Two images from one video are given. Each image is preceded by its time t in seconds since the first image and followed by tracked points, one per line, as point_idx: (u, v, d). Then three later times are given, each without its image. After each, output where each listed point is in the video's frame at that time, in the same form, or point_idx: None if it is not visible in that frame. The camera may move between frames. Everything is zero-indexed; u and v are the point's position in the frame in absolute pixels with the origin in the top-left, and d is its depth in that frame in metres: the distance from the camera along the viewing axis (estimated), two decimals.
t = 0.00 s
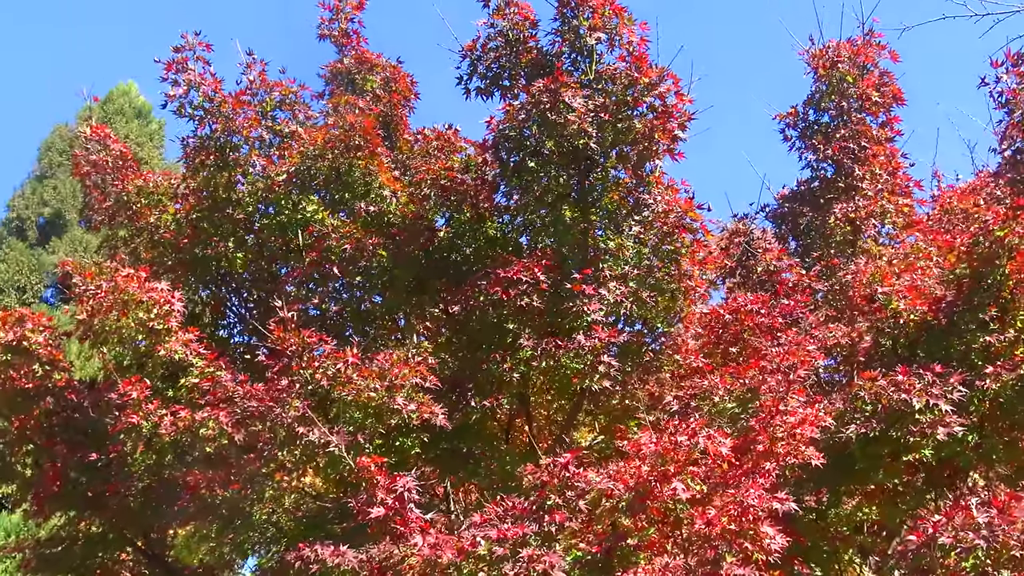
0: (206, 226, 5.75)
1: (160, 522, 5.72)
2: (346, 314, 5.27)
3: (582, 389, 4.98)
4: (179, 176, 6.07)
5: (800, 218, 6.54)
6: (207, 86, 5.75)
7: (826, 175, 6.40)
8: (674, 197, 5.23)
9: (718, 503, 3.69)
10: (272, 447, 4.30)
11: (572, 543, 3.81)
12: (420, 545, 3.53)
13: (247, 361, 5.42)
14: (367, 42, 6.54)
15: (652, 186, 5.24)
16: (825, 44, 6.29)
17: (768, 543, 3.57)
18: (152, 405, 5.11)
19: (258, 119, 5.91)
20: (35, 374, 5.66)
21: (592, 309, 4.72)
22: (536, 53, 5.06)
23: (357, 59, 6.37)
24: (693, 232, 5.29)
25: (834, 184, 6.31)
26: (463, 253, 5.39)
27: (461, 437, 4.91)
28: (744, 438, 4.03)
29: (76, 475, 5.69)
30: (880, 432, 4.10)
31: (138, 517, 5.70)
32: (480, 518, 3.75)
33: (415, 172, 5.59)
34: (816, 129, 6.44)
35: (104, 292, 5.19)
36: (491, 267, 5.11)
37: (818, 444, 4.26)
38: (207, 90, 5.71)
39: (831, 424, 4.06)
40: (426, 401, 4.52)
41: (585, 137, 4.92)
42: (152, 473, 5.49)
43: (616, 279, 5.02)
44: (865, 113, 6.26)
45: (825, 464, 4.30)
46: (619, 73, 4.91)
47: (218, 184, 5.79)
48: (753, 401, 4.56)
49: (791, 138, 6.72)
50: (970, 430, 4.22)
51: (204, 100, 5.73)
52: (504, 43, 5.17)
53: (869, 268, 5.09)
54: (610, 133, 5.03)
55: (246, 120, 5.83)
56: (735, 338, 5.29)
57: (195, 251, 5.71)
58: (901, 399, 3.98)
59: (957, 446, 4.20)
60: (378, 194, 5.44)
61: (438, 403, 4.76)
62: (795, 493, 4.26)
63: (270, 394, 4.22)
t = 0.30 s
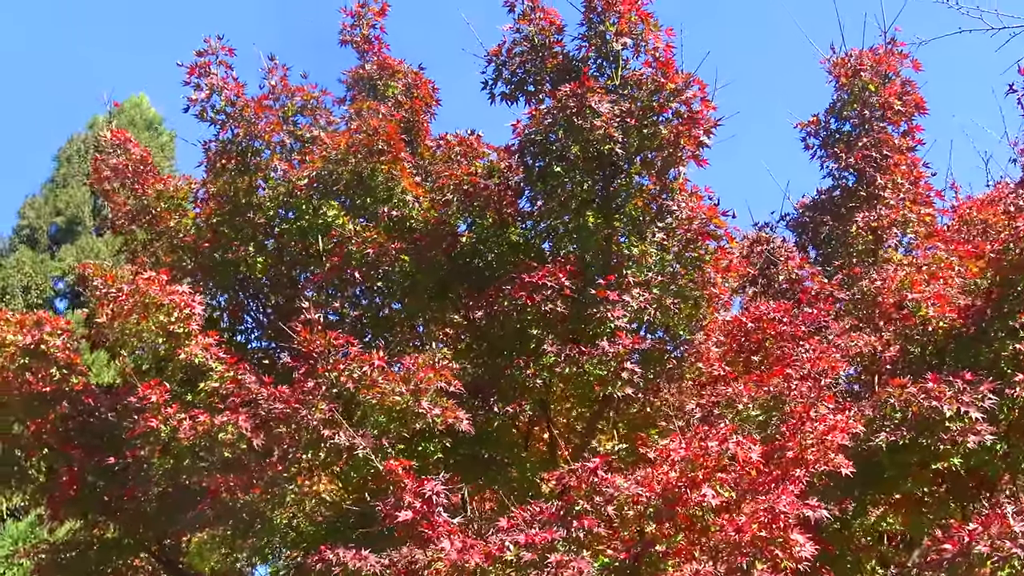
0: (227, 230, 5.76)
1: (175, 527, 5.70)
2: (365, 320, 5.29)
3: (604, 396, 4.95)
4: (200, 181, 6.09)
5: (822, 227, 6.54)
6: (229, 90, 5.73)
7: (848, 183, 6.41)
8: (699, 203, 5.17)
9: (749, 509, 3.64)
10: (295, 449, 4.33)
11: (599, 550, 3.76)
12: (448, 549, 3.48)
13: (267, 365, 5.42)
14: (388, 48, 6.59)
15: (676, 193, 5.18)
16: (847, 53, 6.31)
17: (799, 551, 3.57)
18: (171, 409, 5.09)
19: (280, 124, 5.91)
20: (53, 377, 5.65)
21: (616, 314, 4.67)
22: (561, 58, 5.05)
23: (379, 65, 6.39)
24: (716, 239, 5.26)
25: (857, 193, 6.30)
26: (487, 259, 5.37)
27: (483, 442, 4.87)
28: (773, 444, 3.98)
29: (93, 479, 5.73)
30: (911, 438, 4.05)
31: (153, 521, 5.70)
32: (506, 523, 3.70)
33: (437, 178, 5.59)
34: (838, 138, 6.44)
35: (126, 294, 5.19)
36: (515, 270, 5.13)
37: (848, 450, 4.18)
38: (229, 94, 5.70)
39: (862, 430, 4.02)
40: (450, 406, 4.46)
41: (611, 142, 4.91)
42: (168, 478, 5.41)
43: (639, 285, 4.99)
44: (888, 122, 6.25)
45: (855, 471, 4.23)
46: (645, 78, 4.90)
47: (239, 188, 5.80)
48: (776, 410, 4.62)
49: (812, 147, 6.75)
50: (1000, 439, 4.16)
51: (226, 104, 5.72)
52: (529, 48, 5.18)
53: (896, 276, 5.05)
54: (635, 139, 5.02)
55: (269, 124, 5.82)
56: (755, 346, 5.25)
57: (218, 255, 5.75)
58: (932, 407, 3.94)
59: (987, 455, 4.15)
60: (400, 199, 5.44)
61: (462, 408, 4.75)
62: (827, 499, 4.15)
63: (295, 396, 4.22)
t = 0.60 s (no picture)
0: (249, 231, 5.74)
1: (193, 529, 5.66)
2: (383, 325, 5.26)
3: (622, 400, 4.92)
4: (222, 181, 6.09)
5: (841, 235, 6.56)
6: (253, 91, 5.74)
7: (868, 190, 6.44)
8: (722, 208, 5.20)
9: (782, 513, 3.64)
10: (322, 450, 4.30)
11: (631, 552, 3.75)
12: (482, 549, 3.48)
13: (288, 367, 5.40)
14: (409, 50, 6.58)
15: (701, 197, 5.20)
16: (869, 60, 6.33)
17: (832, 554, 3.55)
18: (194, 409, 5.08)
19: (302, 126, 5.91)
20: (71, 378, 5.65)
21: (641, 318, 4.67)
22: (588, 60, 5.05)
23: (401, 68, 6.40)
24: (741, 244, 5.26)
25: (878, 199, 6.32)
26: (509, 262, 5.33)
27: (509, 445, 4.88)
28: (807, 447, 3.96)
29: (111, 480, 5.55)
30: (944, 443, 4.02)
31: (170, 525, 5.62)
32: (539, 525, 3.69)
33: (461, 180, 5.59)
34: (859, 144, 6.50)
35: (150, 294, 5.17)
36: (540, 274, 5.11)
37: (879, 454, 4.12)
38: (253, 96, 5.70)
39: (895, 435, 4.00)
40: (477, 408, 4.48)
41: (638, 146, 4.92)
42: (189, 479, 5.39)
43: (665, 289, 5.00)
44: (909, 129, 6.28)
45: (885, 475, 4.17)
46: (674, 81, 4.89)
47: (260, 189, 5.78)
48: (803, 415, 4.60)
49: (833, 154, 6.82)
50: None
51: (250, 106, 5.73)
52: (556, 50, 5.18)
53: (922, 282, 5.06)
54: (662, 142, 5.02)
55: (291, 126, 5.85)
56: (776, 354, 5.26)
57: (241, 256, 5.72)
58: (965, 412, 3.92)
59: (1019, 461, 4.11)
60: (424, 201, 5.44)
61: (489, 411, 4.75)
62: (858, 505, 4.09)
63: (324, 398, 4.23)
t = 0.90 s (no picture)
0: (270, 229, 5.70)
1: (211, 529, 5.64)
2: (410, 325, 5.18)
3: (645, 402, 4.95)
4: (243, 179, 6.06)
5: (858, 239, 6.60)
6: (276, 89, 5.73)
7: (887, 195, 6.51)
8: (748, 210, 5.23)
9: (820, 515, 3.60)
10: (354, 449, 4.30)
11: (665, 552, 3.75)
12: (521, 548, 3.51)
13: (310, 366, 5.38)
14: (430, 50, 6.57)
15: (726, 200, 5.23)
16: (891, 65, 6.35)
17: (871, 556, 3.51)
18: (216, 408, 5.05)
19: (325, 124, 5.88)
20: (87, 376, 5.43)
21: (668, 319, 4.67)
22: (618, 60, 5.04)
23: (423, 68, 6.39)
24: (767, 246, 5.33)
25: (898, 204, 6.37)
26: (534, 262, 5.33)
27: (533, 446, 4.89)
28: (842, 448, 3.95)
29: (129, 479, 5.56)
30: (978, 445, 4.10)
31: (186, 524, 5.59)
32: (575, 525, 3.69)
33: (485, 181, 5.59)
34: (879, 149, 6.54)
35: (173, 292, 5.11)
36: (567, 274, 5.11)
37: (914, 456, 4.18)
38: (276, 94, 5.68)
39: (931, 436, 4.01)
40: (505, 408, 4.44)
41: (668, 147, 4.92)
42: (208, 477, 5.36)
43: (691, 290, 5.00)
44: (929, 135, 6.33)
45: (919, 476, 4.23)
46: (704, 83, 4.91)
47: (282, 187, 5.76)
48: (827, 417, 4.65)
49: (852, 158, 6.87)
50: None
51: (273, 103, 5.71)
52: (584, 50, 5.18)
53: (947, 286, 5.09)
54: (691, 144, 5.02)
55: (315, 124, 5.81)
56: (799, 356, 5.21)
57: (262, 256, 5.66)
58: (1000, 414, 3.95)
59: None
60: (449, 201, 5.43)
61: (518, 411, 4.75)
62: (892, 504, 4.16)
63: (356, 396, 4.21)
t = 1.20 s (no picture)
0: (292, 227, 5.70)
1: (229, 527, 5.63)
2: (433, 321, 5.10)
3: (668, 402, 4.95)
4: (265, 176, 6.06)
5: (876, 242, 6.65)
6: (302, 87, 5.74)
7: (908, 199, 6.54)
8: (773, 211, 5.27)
9: (856, 512, 3.62)
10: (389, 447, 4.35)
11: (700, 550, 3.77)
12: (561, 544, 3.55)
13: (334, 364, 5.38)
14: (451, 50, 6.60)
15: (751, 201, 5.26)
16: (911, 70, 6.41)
17: (905, 553, 3.51)
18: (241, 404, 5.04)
19: (349, 122, 5.91)
20: (106, 372, 5.35)
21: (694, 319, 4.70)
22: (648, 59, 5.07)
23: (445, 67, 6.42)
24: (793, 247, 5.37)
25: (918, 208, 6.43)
26: (559, 262, 5.35)
27: (556, 443, 4.84)
28: (875, 447, 3.98)
29: (149, 475, 5.52)
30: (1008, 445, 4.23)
31: (204, 522, 5.55)
32: (612, 522, 3.73)
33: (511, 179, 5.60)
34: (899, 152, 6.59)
35: (198, 287, 5.10)
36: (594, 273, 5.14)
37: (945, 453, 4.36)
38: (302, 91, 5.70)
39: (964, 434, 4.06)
40: (534, 405, 4.42)
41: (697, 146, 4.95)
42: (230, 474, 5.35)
43: (717, 290, 5.03)
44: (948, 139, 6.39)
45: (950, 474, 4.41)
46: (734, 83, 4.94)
47: (303, 184, 5.75)
48: (851, 418, 4.71)
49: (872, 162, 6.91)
50: None
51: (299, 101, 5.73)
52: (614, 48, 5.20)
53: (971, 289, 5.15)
54: (719, 144, 5.05)
55: (338, 122, 5.84)
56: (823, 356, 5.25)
57: (282, 253, 5.68)
58: None
59: None
60: (475, 200, 5.45)
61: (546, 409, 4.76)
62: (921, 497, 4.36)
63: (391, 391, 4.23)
